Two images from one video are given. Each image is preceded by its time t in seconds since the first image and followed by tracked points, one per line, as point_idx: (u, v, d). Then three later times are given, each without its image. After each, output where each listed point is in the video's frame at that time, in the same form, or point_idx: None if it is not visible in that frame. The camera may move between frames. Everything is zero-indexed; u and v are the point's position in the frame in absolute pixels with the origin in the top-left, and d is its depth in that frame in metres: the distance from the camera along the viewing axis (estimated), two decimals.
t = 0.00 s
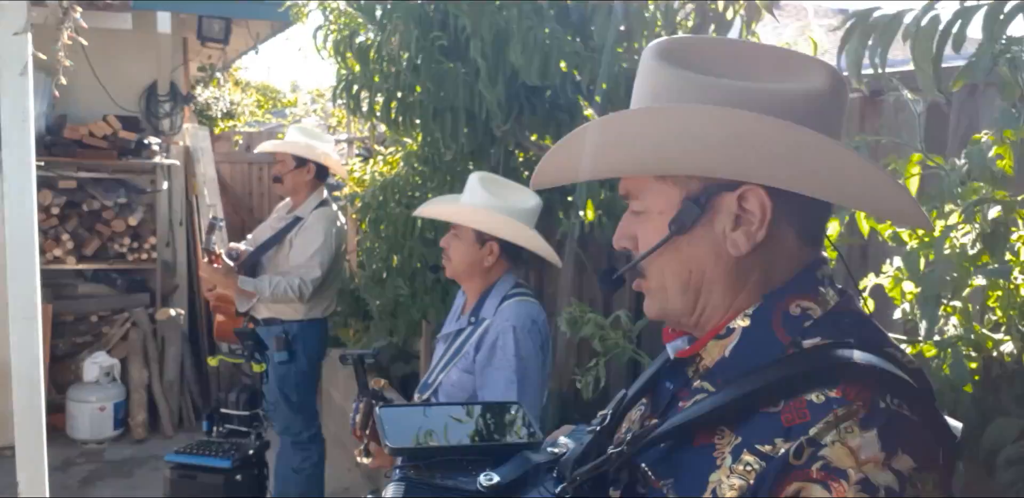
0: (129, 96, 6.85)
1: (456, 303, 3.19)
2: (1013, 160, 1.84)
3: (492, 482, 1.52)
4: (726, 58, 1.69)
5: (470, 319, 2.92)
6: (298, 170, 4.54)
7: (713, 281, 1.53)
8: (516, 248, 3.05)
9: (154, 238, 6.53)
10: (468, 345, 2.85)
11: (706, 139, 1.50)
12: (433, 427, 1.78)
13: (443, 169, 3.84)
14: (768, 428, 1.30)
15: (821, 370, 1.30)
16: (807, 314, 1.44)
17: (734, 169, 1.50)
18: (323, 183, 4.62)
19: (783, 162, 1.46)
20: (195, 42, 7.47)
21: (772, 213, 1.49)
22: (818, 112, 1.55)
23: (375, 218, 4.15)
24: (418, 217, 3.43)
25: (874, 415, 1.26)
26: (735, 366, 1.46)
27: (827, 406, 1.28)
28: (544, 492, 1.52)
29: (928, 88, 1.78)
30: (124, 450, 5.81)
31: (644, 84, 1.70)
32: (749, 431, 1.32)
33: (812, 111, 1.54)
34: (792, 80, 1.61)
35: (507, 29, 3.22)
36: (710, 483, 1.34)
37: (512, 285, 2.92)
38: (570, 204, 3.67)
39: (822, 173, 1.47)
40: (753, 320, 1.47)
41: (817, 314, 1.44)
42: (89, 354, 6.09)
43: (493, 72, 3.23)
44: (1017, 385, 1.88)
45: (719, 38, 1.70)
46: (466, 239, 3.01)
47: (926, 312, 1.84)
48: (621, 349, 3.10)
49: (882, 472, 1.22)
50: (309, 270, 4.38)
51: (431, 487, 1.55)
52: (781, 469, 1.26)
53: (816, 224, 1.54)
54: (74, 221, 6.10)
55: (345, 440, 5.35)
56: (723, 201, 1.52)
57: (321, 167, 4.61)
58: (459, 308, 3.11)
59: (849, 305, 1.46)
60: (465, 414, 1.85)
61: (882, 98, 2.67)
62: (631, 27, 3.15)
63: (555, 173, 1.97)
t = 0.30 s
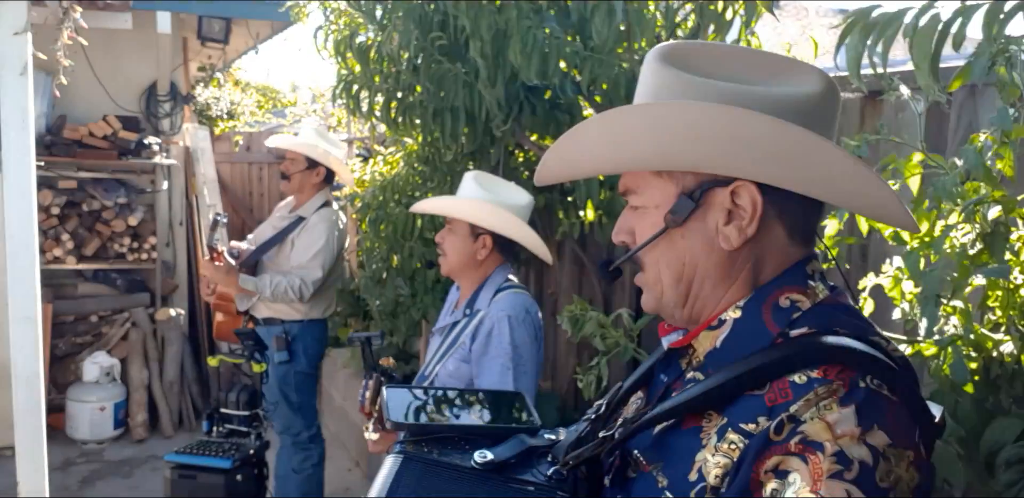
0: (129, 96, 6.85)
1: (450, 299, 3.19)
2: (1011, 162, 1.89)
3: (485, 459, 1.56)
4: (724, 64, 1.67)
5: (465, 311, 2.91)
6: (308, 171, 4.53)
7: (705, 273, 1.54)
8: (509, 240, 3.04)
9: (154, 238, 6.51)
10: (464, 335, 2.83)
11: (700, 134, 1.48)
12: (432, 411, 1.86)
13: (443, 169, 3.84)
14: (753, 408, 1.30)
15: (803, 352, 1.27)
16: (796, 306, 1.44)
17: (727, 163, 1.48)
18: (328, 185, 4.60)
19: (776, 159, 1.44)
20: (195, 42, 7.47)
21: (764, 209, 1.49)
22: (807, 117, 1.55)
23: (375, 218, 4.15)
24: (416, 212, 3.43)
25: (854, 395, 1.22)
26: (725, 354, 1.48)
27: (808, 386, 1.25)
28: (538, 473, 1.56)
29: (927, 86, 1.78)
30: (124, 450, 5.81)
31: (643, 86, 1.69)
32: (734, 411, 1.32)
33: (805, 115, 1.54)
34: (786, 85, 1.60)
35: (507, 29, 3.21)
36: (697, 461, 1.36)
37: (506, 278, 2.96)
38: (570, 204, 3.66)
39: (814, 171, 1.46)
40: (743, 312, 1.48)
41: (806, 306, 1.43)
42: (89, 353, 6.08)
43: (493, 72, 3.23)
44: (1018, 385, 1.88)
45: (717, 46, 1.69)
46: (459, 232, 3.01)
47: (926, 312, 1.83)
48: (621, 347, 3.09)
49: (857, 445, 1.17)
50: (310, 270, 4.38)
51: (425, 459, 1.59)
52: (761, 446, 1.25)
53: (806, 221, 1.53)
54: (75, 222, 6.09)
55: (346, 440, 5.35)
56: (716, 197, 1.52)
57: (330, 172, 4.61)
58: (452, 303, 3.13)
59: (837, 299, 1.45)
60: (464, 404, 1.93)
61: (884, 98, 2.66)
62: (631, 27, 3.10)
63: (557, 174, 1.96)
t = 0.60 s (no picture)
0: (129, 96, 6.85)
1: (448, 294, 3.19)
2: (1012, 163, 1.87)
3: (480, 432, 1.66)
4: (721, 66, 1.72)
5: (462, 307, 2.91)
6: (310, 172, 4.52)
7: (703, 263, 1.55)
8: (505, 237, 3.05)
9: (154, 238, 6.50)
10: (462, 329, 2.84)
11: (702, 127, 1.53)
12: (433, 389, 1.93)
13: (442, 169, 3.85)
14: (744, 384, 1.34)
15: (794, 334, 1.31)
16: (788, 295, 1.45)
17: (727, 155, 1.52)
18: (330, 185, 4.61)
19: (774, 152, 1.49)
20: (195, 43, 7.46)
21: (759, 200, 1.51)
22: (801, 110, 1.59)
23: (375, 218, 4.16)
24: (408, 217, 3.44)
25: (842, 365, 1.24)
26: (716, 344, 1.49)
27: (798, 362, 1.29)
28: (530, 449, 1.65)
29: (926, 87, 1.78)
30: (124, 450, 5.82)
31: (643, 85, 1.73)
32: (727, 389, 1.37)
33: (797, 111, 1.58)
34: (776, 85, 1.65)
35: (507, 29, 3.21)
36: (694, 438, 1.42)
37: (503, 275, 2.94)
38: (570, 204, 3.66)
39: (810, 163, 1.51)
40: (737, 299, 1.50)
41: (797, 295, 1.45)
42: (89, 353, 6.08)
43: (493, 72, 3.22)
44: (1018, 385, 1.87)
45: (714, 49, 1.73)
46: (455, 234, 2.99)
47: (926, 312, 1.86)
48: (621, 346, 3.10)
49: (841, 407, 1.19)
50: (309, 271, 4.38)
51: (423, 429, 1.69)
52: (753, 415, 1.28)
53: (798, 215, 1.57)
54: (75, 222, 6.09)
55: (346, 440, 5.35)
56: (713, 190, 1.54)
57: (332, 172, 4.61)
58: (449, 300, 3.13)
59: (831, 287, 1.46)
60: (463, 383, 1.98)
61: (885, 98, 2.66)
62: (631, 27, 3.15)
63: (559, 163, 2.00)
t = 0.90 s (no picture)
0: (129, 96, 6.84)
1: (448, 294, 3.18)
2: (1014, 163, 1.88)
3: (479, 422, 1.67)
4: (711, 70, 1.74)
5: (461, 307, 2.91)
6: (309, 172, 4.53)
7: (693, 256, 1.59)
8: (505, 237, 3.04)
9: (154, 238, 6.49)
10: (461, 330, 2.83)
11: (691, 128, 1.54)
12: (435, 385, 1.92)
13: (442, 169, 3.85)
14: (732, 365, 1.38)
15: (779, 318, 1.36)
16: (773, 286, 1.50)
17: (715, 154, 1.54)
18: (330, 186, 4.61)
19: (761, 151, 1.51)
20: (195, 42, 7.46)
21: (745, 196, 1.56)
22: (787, 111, 1.60)
23: (375, 218, 4.16)
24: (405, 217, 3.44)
25: (825, 346, 1.31)
26: (707, 332, 1.53)
27: (783, 344, 1.34)
28: (530, 438, 1.66)
29: (928, 87, 1.77)
30: (124, 450, 5.82)
31: (635, 87, 1.74)
32: (716, 370, 1.40)
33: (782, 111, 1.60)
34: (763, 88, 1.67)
35: (507, 29, 3.21)
36: (686, 420, 1.45)
37: (502, 276, 2.93)
38: (570, 204, 3.66)
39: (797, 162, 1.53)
40: (725, 292, 1.54)
41: (782, 286, 1.50)
42: (89, 353, 6.09)
43: (493, 72, 3.22)
44: (1018, 385, 1.87)
45: (705, 54, 1.75)
46: (454, 236, 2.99)
47: (927, 312, 1.86)
48: (621, 344, 3.09)
49: (823, 383, 1.25)
50: (310, 272, 4.38)
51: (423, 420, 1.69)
52: (739, 394, 1.32)
53: (782, 211, 1.61)
54: (74, 222, 6.10)
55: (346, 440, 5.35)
56: (700, 187, 1.58)
57: (331, 172, 4.61)
58: (449, 300, 3.13)
59: (816, 278, 1.50)
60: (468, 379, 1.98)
61: (886, 98, 2.66)
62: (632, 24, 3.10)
63: (559, 166, 2.02)
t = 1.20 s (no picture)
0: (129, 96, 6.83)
1: (449, 298, 3.18)
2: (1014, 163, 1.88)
3: (478, 416, 1.70)
4: (697, 74, 1.76)
5: (464, 310, 2.92)
6: (307, 172, 4.52)
7: (679, 252, 1.61)
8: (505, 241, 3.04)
9: (154, 238, 6.49)
10: (463, 334, 2.83)
11: (683, 129, 1.56)
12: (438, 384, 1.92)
13: (442, 169, 3.85)
14: (723, 354, 1.40)
15: (767, 307, 1.39)
16: (758, 280, 1.53)
17: (703, 154, 1.57)
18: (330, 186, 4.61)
19: (749, 152, 1.54)
20: (195, 43, 7.45)
21: (731, 195, 1.58)
22: (771, 114, 1.64)
23: (375, 218, 4.16)
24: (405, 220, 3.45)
25: (811, 332, 1.34)
26: (696, 324, 1.55)
27: (771, 331, 1.37)
28: (528, 431, 1.67)
29: (929, 87, 1.77)
30: (124, 450, 5.83)
31: (624, 90, 1.76)
32: (707, 358, 1.43)
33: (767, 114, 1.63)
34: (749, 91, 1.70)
35: (507, 29, 3.21)
36: (679, 407, 1.45)
37: (504, 279, 2.95)
38: (570, 204, 3.66)
39: (782, 161, 1.56)
40: (713, 286, 1.56)
41: (767, 280, 1.53)
42: (89, 353, 6.09)
43: (493, 72, 3.22)
44: (1018, 384, 1.88)
45: (690, 58, 1.77)
46: (450, 238, 2.98)
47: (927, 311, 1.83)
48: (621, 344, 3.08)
49: (809, 368, 1.29)
50: (310, 273, 4.38)
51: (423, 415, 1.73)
52: (729, 380, 1.35)
53: (766, 208, 1.63)
54: (75, 222, 6.10)
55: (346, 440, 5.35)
56: (687, 184, 1.61)
57: (330, 173, 4.60)
58: (450, 304, 3.12)
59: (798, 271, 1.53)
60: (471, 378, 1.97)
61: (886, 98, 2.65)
62: (632, 23, 3.11)
63: (549, 165, 2.03)
